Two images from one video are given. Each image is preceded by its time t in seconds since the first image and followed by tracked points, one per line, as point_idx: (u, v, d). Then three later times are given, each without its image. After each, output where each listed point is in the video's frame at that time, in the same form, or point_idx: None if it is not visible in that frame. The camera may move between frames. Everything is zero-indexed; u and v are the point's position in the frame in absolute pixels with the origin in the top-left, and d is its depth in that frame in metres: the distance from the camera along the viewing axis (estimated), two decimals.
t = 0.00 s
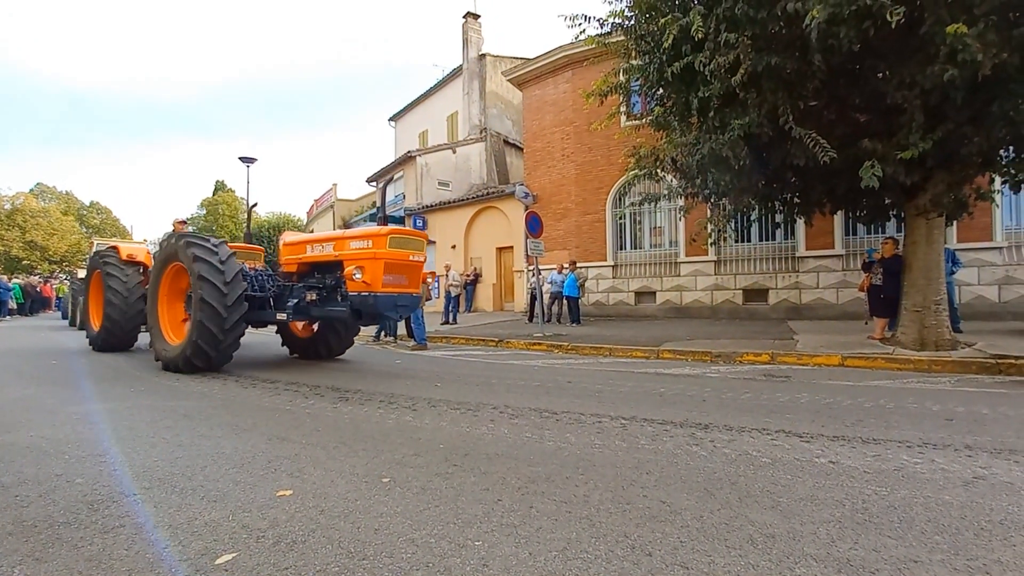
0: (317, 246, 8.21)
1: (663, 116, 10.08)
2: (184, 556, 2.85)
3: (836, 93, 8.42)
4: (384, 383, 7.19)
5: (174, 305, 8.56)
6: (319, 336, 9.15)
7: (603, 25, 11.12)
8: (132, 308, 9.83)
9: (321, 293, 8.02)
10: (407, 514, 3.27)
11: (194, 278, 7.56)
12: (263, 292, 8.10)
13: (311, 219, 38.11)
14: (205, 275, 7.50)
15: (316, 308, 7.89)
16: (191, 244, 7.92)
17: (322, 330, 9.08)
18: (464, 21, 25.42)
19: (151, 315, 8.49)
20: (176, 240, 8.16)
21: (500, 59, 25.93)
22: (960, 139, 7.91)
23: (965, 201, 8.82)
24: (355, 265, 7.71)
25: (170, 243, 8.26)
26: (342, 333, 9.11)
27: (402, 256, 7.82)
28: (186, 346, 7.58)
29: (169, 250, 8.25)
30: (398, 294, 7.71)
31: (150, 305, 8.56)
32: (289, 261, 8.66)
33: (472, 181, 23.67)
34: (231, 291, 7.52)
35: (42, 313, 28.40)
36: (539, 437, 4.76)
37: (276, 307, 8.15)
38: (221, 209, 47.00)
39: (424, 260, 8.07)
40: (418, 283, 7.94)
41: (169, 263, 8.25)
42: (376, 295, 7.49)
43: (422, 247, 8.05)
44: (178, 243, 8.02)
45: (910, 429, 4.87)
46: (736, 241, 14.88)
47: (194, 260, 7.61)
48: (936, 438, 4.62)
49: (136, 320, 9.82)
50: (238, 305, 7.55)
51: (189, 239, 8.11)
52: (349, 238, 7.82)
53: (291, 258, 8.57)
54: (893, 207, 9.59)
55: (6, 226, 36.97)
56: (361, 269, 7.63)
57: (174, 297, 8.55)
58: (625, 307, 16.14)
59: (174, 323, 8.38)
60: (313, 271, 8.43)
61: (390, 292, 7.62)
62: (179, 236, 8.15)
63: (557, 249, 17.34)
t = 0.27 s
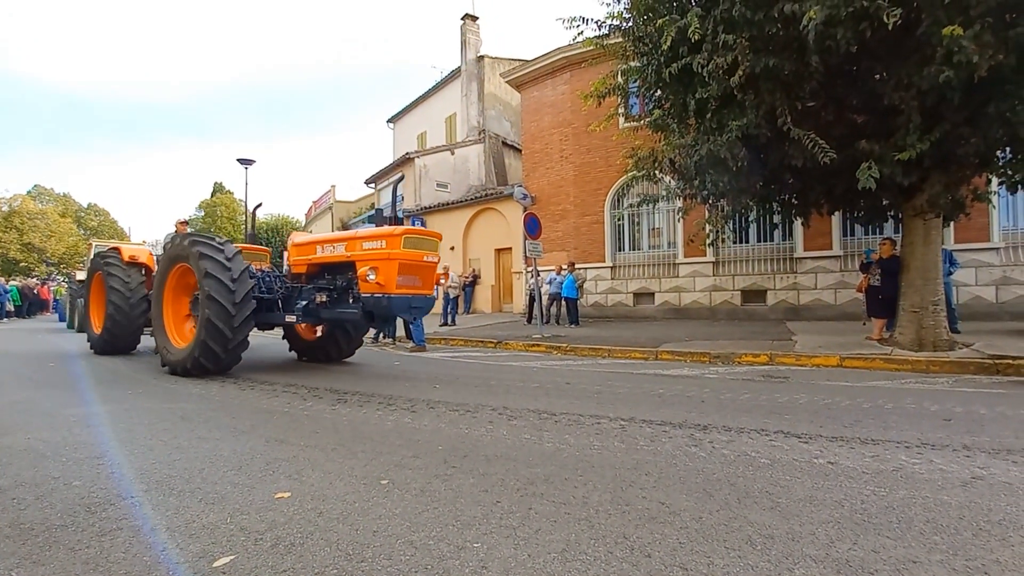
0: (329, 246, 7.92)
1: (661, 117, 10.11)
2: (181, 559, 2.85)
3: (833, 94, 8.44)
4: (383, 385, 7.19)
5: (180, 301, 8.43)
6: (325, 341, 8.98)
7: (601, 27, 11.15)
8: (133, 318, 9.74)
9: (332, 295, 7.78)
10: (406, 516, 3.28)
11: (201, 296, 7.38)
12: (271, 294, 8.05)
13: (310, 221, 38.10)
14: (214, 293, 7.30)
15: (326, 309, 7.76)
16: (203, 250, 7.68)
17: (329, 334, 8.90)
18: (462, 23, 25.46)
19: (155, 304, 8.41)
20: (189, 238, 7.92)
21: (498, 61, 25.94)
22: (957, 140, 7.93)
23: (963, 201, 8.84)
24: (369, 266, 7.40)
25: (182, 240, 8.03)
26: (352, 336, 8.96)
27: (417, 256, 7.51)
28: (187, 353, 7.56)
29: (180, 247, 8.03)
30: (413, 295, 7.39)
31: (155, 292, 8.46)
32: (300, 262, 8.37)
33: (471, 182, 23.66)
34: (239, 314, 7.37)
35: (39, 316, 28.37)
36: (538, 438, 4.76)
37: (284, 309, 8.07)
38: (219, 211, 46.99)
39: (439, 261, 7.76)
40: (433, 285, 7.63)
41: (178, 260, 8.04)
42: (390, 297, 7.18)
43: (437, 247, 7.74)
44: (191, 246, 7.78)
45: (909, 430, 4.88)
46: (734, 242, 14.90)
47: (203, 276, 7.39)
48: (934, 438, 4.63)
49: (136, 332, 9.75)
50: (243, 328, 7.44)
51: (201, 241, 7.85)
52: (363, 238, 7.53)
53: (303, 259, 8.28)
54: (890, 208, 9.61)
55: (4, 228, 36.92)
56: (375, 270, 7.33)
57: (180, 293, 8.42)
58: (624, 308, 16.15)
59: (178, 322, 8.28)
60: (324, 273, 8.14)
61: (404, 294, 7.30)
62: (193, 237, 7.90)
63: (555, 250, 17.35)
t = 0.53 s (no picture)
0: (341, 245, 7.66)
1: (660, 118, 10.12)
2: (180, 561, 2.85)
3: (831, 95, 8.46)
4: (382, 386, 7.19)
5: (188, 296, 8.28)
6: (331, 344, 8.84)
7: (600, 28, 11.16)
8: (134, 329, 9.63)
9: (343, 296, 7.58)
10: (405, 518, 3.28)
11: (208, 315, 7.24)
12: (280, 295, 7.92)
13: (309, 222, 38.12)
14: (223, 316, 7.14)
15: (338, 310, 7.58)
16: (216, 261, 7.42)
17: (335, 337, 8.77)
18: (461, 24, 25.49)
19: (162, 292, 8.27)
20: (203, 241, 7.64)
21: (497, 61, 25.94)
22: (954, 140, 7.95)
23: (961, 201, 8.86)
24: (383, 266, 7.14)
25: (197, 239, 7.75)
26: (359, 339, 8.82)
27: (432, 256, 7.25)
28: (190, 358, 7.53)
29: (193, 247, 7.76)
30: (429, 296, 7.14)
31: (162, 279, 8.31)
32: (311, 262, 8.11)
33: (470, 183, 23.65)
34: (245, 337, 7.30)
35: (37, 317, 28.37)
36: (538, 439, 4.77)
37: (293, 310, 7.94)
38: (218, 213, 46.99)
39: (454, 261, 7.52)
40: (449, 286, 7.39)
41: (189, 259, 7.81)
42: (406, 299, 6.93)
43: (452, 247, 7.49)
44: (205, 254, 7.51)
45: (908, 430, 4.88)
46: (733, 242, 14.92)
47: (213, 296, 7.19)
48: (933, 438, 4.64)
49: (136, 343, 9.67)
50: (247, 349, 7.40)
51: (216, 249, 7.57)
52: (377, 238, 7.27)
53: (313, 259, 8.02)
54: (889, 208, 9.63)
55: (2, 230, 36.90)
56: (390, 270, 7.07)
57: (189, 289, 8.26)
58: (623, 308, 16.16)
59: (184, 321, 8.17)
60: (335, 273, 7.88)
61: (420, 295, 7.05)
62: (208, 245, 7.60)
63: (555, 250, 17.36)
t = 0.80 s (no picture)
0: (353, 246, 7.50)
1: (659, 120, 10.15)
2: (179, 564, 2.85)
3: (829, 97, 8.48)
4: (382, 388, 7.18)
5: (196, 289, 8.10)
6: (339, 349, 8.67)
7: (599, 31, 11.20)
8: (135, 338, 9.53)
9: (355, 298, 7.40)
10: (404, 520, 3.28)
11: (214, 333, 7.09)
12: (290, 297, 7.76)
13: (308, 224, 38.12)
14: (228, 337, 6.99)
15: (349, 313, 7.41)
16: (228, 277, 7.11)
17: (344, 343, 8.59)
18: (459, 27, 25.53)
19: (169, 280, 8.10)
20: (217, 249, 7.32)
21: (496, 64, 25.97)
22: (952, 142, 7.97)
23: (959, 203, 8.88)
24: (398, 267, 6.98)
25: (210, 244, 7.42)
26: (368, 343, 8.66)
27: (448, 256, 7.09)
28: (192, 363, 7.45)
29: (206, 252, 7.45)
30: (444, 298, 6.98)
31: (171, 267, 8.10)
32: (322, 263, 7.94)
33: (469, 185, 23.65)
34: (248, 356, 7.14)
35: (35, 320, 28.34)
36: (537, 441, 4.77)
37: (303, 313, 7.79)
38: (217, 214, 46.97)
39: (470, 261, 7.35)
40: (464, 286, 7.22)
41: (199, 260, 7.53)
42: (421, 301, 6.78)
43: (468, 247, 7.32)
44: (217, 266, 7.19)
45: (907, 431, 4.89)
46: (732, 244, 14.93)
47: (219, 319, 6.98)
48: (932, 439, 4.64)
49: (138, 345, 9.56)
50: (247, 368, 7.28)
51: (229, 261, 7.26)
52: (391, 238, 7.10)
53: (325, 260, 7.85)
54: (887, 209, 9.65)
55: None
56: (406, 271, 6.91)
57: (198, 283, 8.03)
58: (622, 310, 16.16)
59: (189, 317, 8.02)
60: (348, 274, 7.72)
61: (436, 296, 6.90)
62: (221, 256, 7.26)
63: (554, 252, 17.37)
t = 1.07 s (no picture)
0: (367, 246, 7.32)
1: (657, 123, 10.16)
2: (177, 566, 2.85)
3: (827, 100, 8.50)
4: (381, 390, 7.18)
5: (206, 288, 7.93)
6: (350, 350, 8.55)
7: (598, 33, 11.23)
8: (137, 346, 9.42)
9: (368, 300, 7.27)
10: (403, 522, 3.28)
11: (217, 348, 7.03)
12: (299, 299, 7.60)
13: (306, 226, 38.12)
14: (232, 357, 6.92)
15: (362, 315, 7.26)
16: (239, 298, 6.88)
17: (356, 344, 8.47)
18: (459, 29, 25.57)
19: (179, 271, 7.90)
20: (233, 263, 7.05)
21: (495, 66, 26.00)
22: (950, 145, 7.99)
23: (957, 205, 8.90)
24: (414, 269, 6.82)
25: (227, 256, 7.14)
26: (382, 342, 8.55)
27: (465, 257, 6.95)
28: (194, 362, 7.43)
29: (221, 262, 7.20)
30: (462, 300, 6.84)
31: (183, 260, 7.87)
32: (332, 264, 7.74)
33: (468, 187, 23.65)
34: (249, 375, 7.13)
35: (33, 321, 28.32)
36: (536, 443, 4.77)
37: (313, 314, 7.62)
38: (216, 216, 46.97)
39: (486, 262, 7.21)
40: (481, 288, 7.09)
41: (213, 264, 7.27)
42: (439, 303, 6.64)
43: (484, 248, 7.18)
44: (231, 283, 6.95)
45: (905, 433, 4.90)
46: (730, 247, 14.95)
47: (227, 340, 6.88)
48: (931, 442, 4.65)
49: (138, 356, 9.51)
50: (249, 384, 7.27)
51: (245, 277, 7.01)
52: (407, 238, 6.93)
53: (336, 261, 7.65)
54: (885, 211, 9.66)
55: None
56: (423, 272, 6.75)
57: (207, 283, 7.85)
58: (621, 312, 16.17)
59: (197, 317, 7.89)
60: (359, 275, 7.54)
61: (453, 298, 6.76)
62: (236, 273, 7.00)
63: (553, 254, 17.37)
